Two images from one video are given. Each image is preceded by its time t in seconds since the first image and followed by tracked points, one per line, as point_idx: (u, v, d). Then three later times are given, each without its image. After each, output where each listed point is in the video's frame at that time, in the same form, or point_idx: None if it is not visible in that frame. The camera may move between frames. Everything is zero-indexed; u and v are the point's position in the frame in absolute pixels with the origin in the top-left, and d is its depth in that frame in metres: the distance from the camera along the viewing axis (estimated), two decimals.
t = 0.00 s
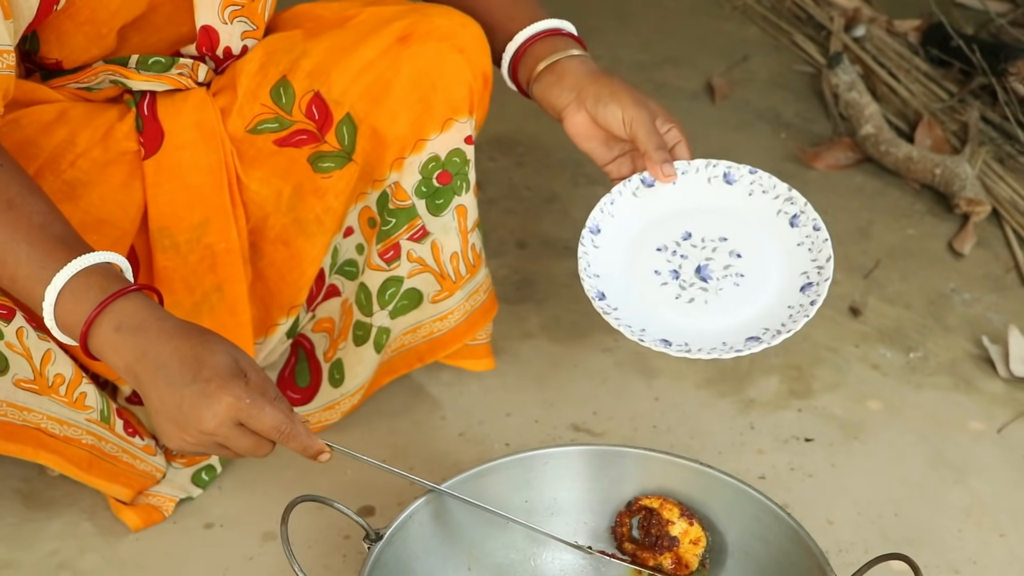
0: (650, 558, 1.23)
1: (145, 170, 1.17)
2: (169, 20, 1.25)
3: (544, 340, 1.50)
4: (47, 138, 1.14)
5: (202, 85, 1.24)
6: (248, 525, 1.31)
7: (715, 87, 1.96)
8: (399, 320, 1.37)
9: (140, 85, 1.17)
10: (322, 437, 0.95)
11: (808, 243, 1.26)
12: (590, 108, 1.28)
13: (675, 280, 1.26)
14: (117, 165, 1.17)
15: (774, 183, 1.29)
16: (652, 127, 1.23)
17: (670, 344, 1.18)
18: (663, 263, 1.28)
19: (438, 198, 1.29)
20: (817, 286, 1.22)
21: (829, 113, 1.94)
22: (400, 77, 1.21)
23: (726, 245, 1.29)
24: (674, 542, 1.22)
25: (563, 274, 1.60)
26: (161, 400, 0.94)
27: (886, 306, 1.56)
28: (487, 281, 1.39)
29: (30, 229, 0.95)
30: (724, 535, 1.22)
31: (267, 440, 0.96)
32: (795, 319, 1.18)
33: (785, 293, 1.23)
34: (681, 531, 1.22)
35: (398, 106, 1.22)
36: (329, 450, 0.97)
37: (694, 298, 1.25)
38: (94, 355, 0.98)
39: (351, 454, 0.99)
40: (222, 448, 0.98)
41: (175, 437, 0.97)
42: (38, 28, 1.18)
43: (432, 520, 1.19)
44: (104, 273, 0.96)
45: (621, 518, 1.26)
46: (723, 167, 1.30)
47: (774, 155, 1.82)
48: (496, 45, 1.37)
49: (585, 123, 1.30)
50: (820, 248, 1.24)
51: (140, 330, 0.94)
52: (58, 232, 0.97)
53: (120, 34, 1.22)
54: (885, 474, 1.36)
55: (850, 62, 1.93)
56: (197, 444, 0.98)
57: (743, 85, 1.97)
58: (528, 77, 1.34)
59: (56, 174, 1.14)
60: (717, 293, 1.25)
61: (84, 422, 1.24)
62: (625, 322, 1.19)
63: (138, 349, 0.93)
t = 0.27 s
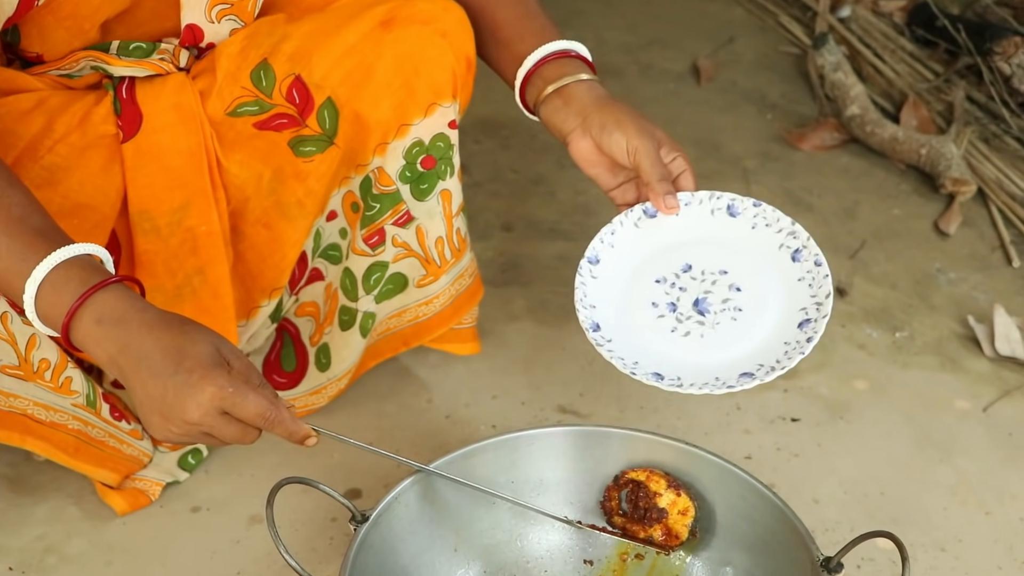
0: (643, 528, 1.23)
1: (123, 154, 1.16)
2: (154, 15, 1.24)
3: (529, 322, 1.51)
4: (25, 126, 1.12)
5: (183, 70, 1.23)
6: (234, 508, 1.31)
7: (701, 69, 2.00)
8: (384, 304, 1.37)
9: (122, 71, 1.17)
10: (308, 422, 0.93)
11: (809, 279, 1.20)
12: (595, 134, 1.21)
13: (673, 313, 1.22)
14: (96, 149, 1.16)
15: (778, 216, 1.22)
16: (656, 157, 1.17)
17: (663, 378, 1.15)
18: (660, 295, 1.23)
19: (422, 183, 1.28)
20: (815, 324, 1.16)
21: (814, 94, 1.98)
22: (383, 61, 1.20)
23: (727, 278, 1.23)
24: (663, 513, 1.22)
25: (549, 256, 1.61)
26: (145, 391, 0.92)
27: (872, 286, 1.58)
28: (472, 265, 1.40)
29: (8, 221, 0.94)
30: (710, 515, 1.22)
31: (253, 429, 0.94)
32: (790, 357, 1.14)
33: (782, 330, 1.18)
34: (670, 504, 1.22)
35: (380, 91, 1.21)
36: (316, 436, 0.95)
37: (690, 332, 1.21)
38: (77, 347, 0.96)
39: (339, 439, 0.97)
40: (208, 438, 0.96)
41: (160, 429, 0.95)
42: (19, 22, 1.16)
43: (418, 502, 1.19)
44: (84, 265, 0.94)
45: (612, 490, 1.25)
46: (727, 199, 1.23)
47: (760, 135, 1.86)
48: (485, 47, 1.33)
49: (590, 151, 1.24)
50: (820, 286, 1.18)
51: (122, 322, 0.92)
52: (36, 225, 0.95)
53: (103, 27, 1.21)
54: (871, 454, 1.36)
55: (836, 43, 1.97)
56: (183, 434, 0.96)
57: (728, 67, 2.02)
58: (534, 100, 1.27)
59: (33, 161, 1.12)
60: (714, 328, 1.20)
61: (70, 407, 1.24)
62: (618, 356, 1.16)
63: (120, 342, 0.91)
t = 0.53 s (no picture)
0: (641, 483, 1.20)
1: (100, 139, 1.15)
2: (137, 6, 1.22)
3: (514, 304, 1.51)
4: None
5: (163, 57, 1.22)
6: (220, 493, 1.31)
7: (685, 49, 2.04)
8: (369, 289, 1.37)
9: (101, 59, 1.16)
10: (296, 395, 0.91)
11: (782, 300, 1.21)
12: (574, 144, 1.21)
13: (644, 330, 1.24)
14: (72, 134, 1.15)
15: (755, 233, 1.23)
16: (634, 169, 1.17)
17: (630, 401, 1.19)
18: (633, 311, 1.25)
19: (405, 168, 1.28)
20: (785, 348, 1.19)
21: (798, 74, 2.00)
22: (363, 46, 1.19)
23: (700, 294, 1.25)
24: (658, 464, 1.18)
25: (533, 238, 1.61)
26: (127, 380, 0.91)
27: (856, 265, 1.60)
28: (456, 249, 1.39)
29: None
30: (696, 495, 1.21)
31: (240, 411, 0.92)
32: (756, 381, 1.17)
33: (752, 352, 1.21)
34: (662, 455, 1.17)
35: (360, 77, 1.20)
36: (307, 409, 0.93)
37: (660, 350, 1.24)
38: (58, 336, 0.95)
39: (332, 410, 0.94)
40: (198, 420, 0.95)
41: (150, 417, 0.94)
42: None
43: (402, 484, 1.18)
44: (61, 254, 0.93)
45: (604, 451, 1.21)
46: (705, 215, 1.24)
47: (746, 115, 1.90)
48: (468, 46, 1.33)
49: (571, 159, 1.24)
50: (793, 308, 1.20)
51: (99, 311, 0.90)
52: (15, 213, 0.94)
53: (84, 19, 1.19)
54: (857, 432, 1.37)
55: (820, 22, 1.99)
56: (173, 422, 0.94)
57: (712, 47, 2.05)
58: (516, 106, 1.27)
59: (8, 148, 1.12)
60: (684, 347, 1.23)
61: (54, 393, 1.23)
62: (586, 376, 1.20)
63: (99, 331, 0.90)
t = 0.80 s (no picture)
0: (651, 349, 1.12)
1: (77, 121, 1.16)
2: None
3: (503, 289, 1.51)
4: None
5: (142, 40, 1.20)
6: (207, 479, 1.31)
7: (672, 33, 2.06)
8: (353, 274, 1.37)
9: (80, 42, 1.15)
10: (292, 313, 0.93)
11: (758, 261, 1.23)
12: (551, 115, 1.23)
13: (620, 292, 1.24)
14: (49, 114, 1.16)
15: (731, 199, 1.26)
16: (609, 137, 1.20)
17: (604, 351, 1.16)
18: (608, 274, 1.25)
19: (388, 152, 1.28)
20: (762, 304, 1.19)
21: (785, 58, 2.02)
22: (344, 28, 1.18)
23: (676, 259, 1.26)
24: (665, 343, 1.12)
25: (520, 224, 1.62)
26: (125, 313, 0.94)
27: (844, 248, 1.60)
28: (440, 235, 1.41)
29: None
30: (682, 475, 1.20)
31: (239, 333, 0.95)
32: (734, 334, 1.16)
33: (728, 310, 1.20)
34: (665, 326, 1.14)
35: (342, 60, 1.19)
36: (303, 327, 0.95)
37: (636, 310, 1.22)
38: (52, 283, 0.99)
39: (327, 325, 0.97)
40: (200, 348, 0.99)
41: (151, 348, 0.97)
42: None
43: (390, 468, 1.16)
44: (45, 201, 0.97)
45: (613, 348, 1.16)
46: (681, 182, 1.27)
47: (732, 100, 1.91)
48: (450, 26, 1.34)
49: (547, 130, 1.26)
50: (770, 266, 1.21)
51: (90, 250, 0.93)
52: None
53: None
54: (844, 414, 1.37)
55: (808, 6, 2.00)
56: (173, 351, 0.97)
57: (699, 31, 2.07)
58: (494, 80, 1.28)
59: None
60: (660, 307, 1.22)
61: (40, 379, 1.22)
62: (559, 330, 1.18)
63: (92, 269, 0.93)
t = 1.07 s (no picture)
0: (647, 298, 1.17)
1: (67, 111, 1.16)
2: None
3: (493, 285, 1.50)
4: None
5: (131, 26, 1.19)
6: (198, 474, 1.31)
7: (664, 28, 2.07)
8: (344, 265, 1.37)
9: (69, 28, 1.14)
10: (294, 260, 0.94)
11: (734, 229, 1.26)
12: (531, 93, 1.27)
13: (599, 256, 1.26)
14: (40, 105, 1.17)
15: (707, 172, 1.31)
16: (589, 112, 1.25)
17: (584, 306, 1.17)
18: (588, 241, 1.28)
19: (379, 143, 1.28)
20: (739, 265, 1.20)
21: (777, 54, 2.02)
22: (334, 18, 1.18)
23: (654, 228, 1.29)
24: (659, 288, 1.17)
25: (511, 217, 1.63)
26: (127, 266, 0.94)
27: (835, 243, 1.61)
28: (430, 225, 1.41)
29: None
30: (673, 471, 1.20)
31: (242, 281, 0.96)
32: (712, 291, 1.17)
33: (706, 273, 1.22)
34: (655, 275, 1.19)
35: (332, 51, 1.19)
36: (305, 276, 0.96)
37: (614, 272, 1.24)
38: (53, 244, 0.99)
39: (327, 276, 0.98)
40: (201, 301, 0.99)
41: (152, 301, 0.98)
42: None
43: (381, 463, 1.15)
44: (41, 162, 0.98)
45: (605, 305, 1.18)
46: (658, 157, 1.31)
47: (724, 95, 1.91)
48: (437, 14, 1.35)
49: (527, 109, 1.30)
50: (745, 232, 1.24)
51: (91, 207, 0.95)
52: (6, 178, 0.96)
53: None
54: (835, 410, 1.37)
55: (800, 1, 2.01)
56: (175, 303, 0.99)
57: (691, 26, 2.08)
58: (474, 59, 1.31)
59: None
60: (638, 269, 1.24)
61: (32, 373, 1.23)
62: (539, 286, 1.20)
63: (93, 225, 0.95)
